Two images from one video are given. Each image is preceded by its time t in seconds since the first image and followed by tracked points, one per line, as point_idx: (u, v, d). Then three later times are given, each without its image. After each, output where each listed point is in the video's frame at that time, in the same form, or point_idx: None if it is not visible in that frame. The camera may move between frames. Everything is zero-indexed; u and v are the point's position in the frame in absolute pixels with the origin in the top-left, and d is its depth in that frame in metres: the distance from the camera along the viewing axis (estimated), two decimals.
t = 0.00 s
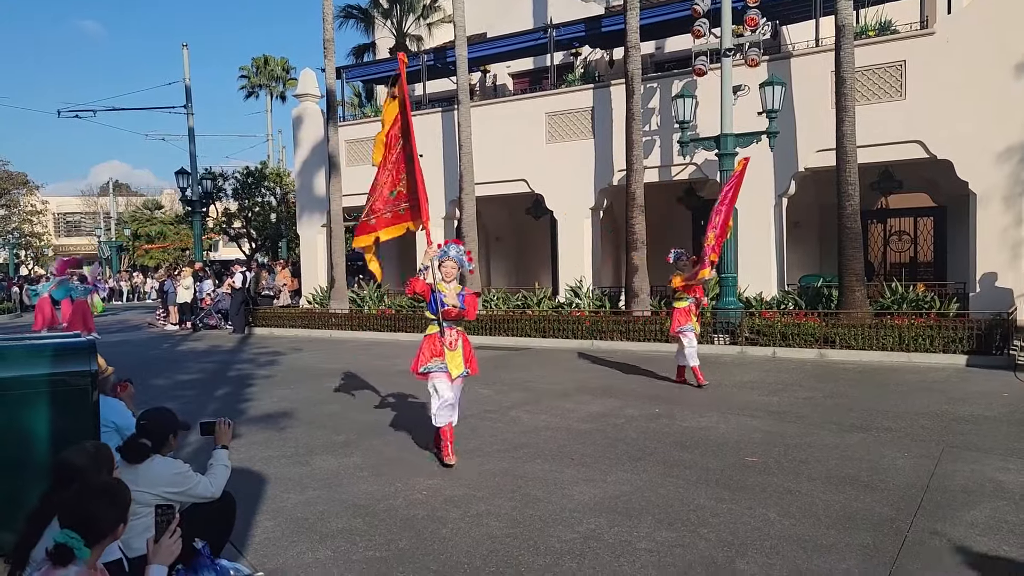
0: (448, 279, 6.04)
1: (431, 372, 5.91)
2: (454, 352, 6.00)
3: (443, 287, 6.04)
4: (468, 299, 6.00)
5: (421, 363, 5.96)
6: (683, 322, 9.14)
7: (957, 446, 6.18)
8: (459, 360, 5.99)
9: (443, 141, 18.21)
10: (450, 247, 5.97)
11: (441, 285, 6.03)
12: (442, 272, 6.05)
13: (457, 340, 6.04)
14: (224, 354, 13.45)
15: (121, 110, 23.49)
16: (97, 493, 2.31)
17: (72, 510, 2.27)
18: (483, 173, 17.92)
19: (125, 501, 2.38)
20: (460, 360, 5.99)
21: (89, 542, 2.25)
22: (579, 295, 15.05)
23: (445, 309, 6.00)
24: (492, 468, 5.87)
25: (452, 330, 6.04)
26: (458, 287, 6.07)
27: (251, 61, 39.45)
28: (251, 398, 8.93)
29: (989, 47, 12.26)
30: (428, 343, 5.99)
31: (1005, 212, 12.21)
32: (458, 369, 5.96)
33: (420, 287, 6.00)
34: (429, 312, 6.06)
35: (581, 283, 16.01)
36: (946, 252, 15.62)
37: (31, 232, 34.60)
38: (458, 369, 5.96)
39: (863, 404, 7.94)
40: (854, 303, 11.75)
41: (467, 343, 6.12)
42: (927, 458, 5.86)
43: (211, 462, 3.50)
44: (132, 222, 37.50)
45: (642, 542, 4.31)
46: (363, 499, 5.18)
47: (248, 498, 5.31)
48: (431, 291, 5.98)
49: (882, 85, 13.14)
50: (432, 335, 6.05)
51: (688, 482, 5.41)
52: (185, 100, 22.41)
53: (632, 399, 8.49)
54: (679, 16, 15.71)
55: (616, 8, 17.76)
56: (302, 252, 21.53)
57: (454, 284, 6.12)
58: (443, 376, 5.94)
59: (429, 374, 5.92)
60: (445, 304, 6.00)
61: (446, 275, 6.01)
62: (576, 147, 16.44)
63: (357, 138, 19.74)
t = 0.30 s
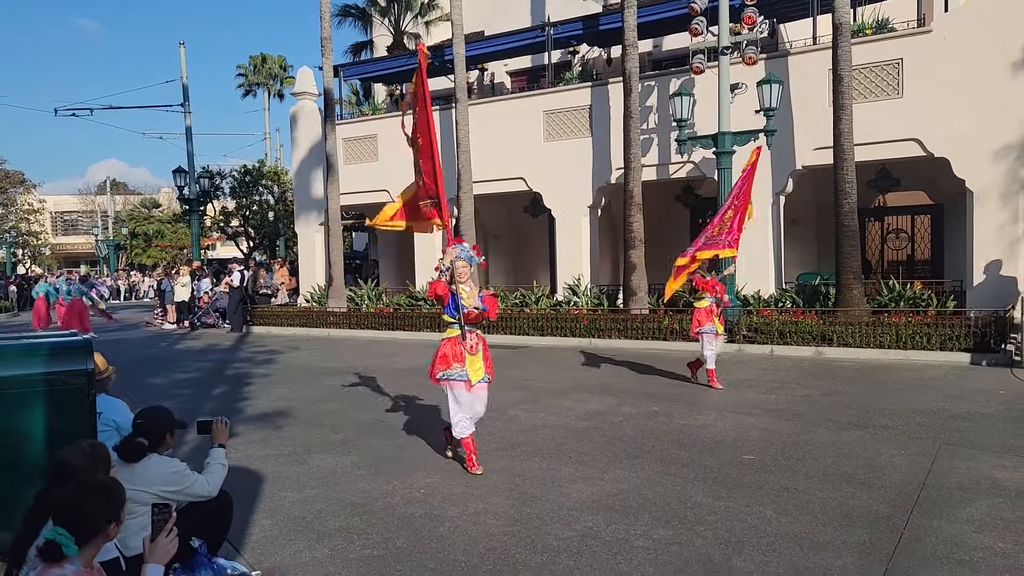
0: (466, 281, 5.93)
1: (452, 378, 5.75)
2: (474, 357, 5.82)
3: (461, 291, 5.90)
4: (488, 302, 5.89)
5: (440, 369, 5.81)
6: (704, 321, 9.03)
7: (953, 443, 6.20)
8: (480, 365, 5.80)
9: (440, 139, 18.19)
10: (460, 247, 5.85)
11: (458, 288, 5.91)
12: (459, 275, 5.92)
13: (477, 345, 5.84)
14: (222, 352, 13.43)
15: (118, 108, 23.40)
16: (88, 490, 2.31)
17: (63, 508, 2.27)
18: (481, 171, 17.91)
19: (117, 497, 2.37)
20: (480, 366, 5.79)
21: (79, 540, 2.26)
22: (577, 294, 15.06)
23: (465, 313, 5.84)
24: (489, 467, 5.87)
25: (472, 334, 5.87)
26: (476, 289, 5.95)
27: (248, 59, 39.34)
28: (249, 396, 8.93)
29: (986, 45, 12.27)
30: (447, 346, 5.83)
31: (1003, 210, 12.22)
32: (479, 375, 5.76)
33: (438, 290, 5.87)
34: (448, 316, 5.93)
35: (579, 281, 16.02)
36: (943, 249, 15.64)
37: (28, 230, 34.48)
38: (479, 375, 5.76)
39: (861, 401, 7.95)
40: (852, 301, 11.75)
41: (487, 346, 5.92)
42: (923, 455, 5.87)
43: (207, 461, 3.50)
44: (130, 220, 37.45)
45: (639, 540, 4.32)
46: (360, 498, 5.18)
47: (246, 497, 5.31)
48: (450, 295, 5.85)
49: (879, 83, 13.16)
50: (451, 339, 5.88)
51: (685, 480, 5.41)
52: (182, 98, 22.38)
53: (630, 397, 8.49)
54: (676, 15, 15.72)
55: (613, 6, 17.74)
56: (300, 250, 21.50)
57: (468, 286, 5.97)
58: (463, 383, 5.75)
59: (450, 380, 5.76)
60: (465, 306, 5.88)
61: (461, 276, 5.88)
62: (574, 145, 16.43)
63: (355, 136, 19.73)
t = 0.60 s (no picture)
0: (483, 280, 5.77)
1: (463, 382, 5.65)
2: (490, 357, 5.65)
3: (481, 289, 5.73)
4: (504, 298, 5.66)
5: (453, 371, 5.72)
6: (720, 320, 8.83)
7: (949, 441, 6.22)
8: (496, 366, 5.62)
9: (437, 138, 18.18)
10: (466, 246, 5.76)
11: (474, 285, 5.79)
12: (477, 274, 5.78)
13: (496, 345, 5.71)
14: (219, 352, 13.40)
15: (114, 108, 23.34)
16: (79, 491, 2.31)
17: (53, 509, 2.27)
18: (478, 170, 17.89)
19: (110, 498, 2.36)
20: (497, 367, 5.62)
21: (66, 540, 2.25)
22: (574, 293, 15.08)
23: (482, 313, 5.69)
24: (485, 466, 5.87)
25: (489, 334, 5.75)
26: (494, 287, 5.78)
27: (244, 59, 39.25)
28: (246, 396, 8.92)
29: (982, 44, 12.29)
30: (464, 347, 5.72)
31: (998, 209, 12.26)
32: (495, 377, 5.59)
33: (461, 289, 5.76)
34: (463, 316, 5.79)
35: (576, 280, 16.03)
36: (939, 248, 15.69)
37: (23, 230, 34.34)
38: (496, 375, 5.59)
39: (857, 400, 7.96)
40: (848, 299, 11.78)
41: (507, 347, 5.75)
42: (920, 453, 5.89)
43: (203, 460, 3.50)
44: (126, 220, 37.35)
45: (637, 539, 4.32)
46: (358, 497, 5.18)
47: (242, 496, 5.31)
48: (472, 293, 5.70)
49: (876, 82, 13.17)
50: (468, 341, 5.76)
51: (682, 478, 5.42)
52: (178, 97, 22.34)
53: (628, 396, 8.50)
54: (672, 14, 15.71)
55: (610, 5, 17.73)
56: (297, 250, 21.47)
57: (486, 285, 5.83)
58: (477, 386, 5.63)
59: (463, 384, 5.66)
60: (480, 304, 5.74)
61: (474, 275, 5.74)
62: (571, 144, 16.43)
63: (351, 135, 19.71)
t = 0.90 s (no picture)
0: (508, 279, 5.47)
1: (490, 386, 5.33)
2: (516, 360, 5.38)
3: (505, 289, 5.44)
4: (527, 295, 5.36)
5: (479, 376, 5.38)
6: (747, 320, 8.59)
7: (946, 439, 6.23)
8: (522, 369, 5.36)
9: (434, 137, 18.17)
10: (488, 242, 5.49)
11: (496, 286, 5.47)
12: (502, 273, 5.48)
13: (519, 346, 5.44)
14: (216, 352, 13.36)
15: (110, 108, 23.29)
16: (73, 491, 2.30)
17: (46, 510, 2.26)
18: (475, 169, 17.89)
19: (104, 498, 2.36)
20: (523, 371, 5.35)
21: (59, 541, 2.25)
22: (571, 292, 15.09)
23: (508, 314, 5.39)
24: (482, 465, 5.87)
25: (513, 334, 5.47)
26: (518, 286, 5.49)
27: (241, 58, 39.20)
28: (243, 396, 8.90)
29: (978, 42, 12.31)
30: (488, 350, 5.41)
31: (994, 207, 12.29)
32: (522, 381, 5.33)
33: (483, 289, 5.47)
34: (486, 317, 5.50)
35: (574, 279, 16.03)
36: (936, 246, 15.73)
37: (19, 230, 34.23)
38: (522, 380, 5.33)
39: (854, 398, 7.98)
40: (845, 298, 11.82)
41: (531, 349, 5.51)
42: (916, 451, 5.90)
43: (201, 460, 3.49)
44: (122, 220, 37.25)
45: (634, 537, 4.33)
46: (355, 497, 5.18)
47: (240, 496, 5.31)
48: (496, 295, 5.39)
49: (872, 80, 13.19)
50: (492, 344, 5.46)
51: (679, 477, 5.43)
52: (175, 97, 22.29)
53: (625, 395, 8.50)
54: (668, 13, 15.73)
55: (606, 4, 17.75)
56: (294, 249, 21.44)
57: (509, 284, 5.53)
58: (504, 390, 5.36)
59: (489, 388, 5.35)
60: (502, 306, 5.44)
61: (497, 273, 5.44)
62: (568, 143, 16.43)
63: (348, 135, 19.69)
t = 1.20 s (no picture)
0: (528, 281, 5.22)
1: (514, 391, 5.05)
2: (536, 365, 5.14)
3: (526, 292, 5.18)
4: (551, 301, 5.17)
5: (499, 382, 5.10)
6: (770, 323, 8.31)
7: (943, 437, 6.25)
8: (540, 374, 5.15)
9: (431, 137, 18.16)
10: (508, 241, 5.27)
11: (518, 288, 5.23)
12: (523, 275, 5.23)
13: (538, 350, 5.19)
14: (212, 352, 13.33)
15: (105, 108, 23.21)
16: (64, 489, 2.29)
17: (38, 508, 2.26)
18: (472, 169, 17.87)
19: (97, 498, 2.34)
20: (541, 375, 5.14)
21: (50, 541, 2.25)
22: (568, 291, 15.10)
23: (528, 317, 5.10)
24: (479, 465, 5.87)
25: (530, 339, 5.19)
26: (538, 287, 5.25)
27: (237, 57, 39.12)
28: (240, 396, 8.88)
29: (974, 42, 12.34)
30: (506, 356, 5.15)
31: (990, 206, 12.31)
32: (541, 386, 5.14)
33: (500, 294, 5.18)
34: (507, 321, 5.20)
35: (570, 278, 16.04)
36: (932, 245, 15.77)
37: (14, 231, 34.12)
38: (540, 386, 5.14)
39: (850, 397, 7.99)
40: (841, 297, 11.85)
41: (548, 351, 5.28)
42: (912, 449, 5.92)
43: (197, 461, 3.48)
44: (118, 220, 37.14)
45: (630, 537, 4.33)
46: (351, 497, 5.17)
47: (236, 496, 5.30)
48: (516, 299, 5.12)
49: (868, 80, 13.21)
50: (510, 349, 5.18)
51: (676, 476, 5.43)
52: (170, 97, 22.23)
53: (622, 394, 8.50)
54: (665, 12, 15.73)
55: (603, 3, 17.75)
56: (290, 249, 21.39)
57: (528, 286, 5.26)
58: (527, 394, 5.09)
59: (513, 393, 5.06)
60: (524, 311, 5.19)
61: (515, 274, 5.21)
62: (564, 142, 16.43)
63: (345, 134, 19.67)
